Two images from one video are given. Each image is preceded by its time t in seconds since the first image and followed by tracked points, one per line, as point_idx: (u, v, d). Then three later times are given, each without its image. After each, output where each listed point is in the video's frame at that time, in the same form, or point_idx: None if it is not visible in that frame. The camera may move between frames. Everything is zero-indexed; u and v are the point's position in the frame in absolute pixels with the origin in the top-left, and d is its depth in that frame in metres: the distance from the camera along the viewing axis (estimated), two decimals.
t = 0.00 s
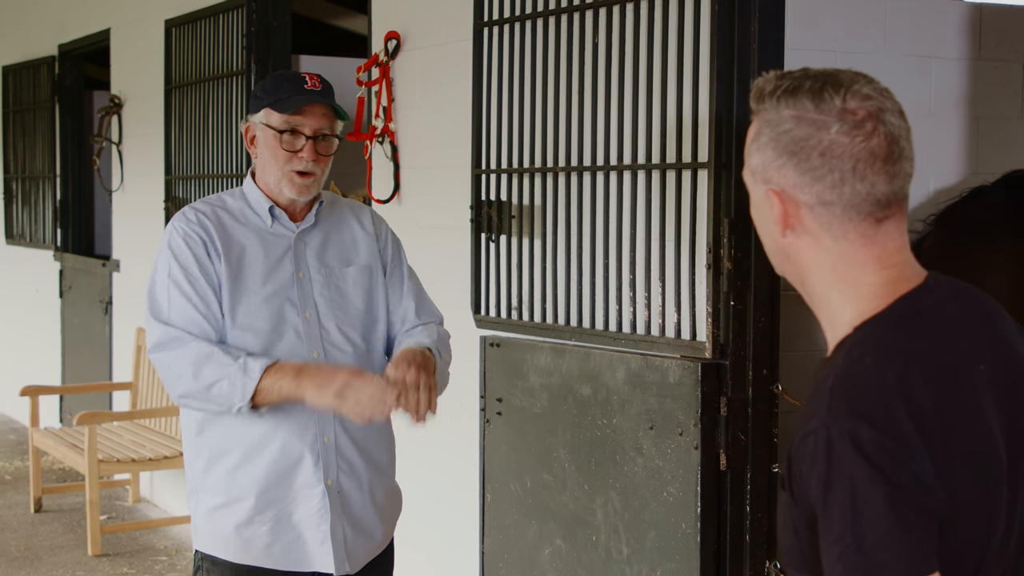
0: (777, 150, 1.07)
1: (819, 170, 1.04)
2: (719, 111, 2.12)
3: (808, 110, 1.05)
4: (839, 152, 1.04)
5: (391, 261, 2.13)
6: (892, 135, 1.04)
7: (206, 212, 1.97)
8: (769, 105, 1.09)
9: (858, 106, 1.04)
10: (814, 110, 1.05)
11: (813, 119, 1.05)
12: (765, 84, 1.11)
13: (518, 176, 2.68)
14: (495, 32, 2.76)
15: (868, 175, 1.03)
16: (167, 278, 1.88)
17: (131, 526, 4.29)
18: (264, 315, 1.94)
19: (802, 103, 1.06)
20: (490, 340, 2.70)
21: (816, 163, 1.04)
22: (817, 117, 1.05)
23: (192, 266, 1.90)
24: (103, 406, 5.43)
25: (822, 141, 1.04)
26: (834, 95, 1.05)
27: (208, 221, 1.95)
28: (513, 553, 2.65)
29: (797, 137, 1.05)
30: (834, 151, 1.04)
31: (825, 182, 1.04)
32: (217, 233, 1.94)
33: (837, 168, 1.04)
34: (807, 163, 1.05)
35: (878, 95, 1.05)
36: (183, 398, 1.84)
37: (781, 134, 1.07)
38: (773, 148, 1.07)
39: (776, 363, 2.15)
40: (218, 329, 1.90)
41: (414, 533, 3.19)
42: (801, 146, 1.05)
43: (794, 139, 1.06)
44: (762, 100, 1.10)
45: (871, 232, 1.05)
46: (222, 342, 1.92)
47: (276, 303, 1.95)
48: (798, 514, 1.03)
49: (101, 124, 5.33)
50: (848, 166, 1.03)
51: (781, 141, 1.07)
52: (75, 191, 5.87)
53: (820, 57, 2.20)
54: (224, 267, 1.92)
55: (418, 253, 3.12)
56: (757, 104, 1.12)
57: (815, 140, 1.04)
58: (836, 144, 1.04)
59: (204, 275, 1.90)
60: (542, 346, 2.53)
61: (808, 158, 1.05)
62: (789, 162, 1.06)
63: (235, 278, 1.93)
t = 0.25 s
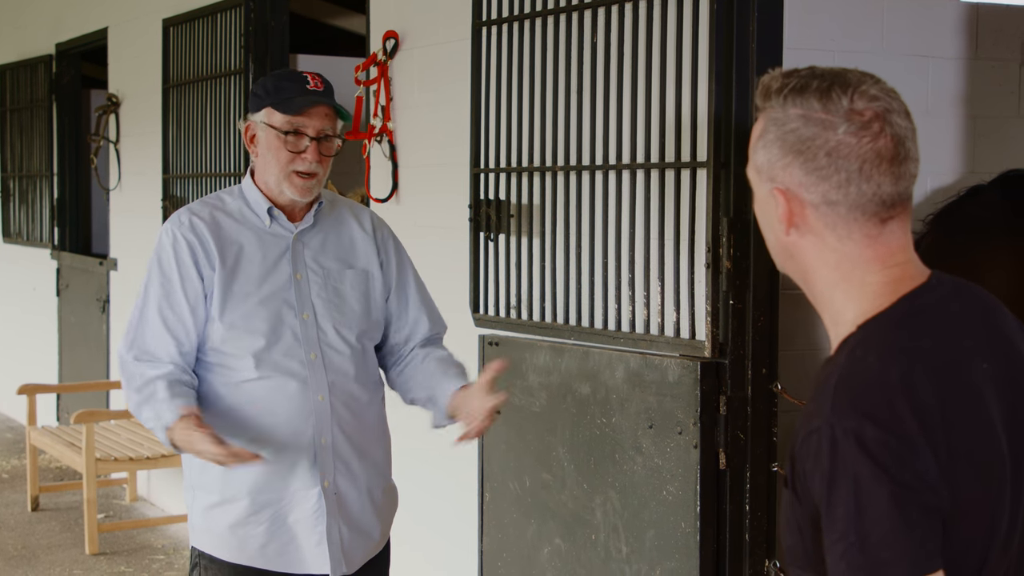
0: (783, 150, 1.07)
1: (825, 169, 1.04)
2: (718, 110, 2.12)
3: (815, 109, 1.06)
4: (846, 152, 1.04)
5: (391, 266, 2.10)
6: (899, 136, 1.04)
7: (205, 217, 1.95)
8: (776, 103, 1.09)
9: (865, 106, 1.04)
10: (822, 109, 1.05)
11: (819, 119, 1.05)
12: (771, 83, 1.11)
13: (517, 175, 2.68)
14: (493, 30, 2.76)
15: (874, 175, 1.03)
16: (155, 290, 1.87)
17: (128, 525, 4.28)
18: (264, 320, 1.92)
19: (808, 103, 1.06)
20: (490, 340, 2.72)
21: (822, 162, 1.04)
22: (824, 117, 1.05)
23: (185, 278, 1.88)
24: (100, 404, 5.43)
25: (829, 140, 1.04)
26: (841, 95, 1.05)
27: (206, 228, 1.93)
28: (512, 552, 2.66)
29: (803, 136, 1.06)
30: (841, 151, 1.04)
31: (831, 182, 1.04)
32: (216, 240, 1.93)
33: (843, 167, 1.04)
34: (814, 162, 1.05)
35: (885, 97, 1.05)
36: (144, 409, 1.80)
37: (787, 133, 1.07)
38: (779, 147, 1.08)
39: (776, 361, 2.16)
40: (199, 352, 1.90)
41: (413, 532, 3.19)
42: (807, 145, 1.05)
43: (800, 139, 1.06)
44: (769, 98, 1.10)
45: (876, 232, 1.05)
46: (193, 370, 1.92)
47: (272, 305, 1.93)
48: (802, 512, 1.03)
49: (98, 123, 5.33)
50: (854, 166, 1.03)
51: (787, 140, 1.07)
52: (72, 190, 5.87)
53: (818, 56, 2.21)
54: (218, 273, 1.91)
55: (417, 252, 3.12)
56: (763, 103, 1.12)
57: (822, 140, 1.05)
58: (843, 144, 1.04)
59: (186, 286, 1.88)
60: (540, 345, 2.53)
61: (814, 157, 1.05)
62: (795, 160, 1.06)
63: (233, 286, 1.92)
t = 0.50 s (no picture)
0: (787, 149, 1.07)
1: (830, 168, 1.04)
2: (719, 109, 2.12)
3: (819, 108, 1.06)
4: (850, 151, 1.04)
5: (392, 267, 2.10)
6: (902, 135, 1.04)
7: (204, 215, 1.96)
8: (779, 102, 1.09)
9: (868, 105, 1.04)
10: (826, 108, 1.05)
11: (823, 118, 1.05)
12: (774, 82, 1.11)
13: (517, 174, 2.68)
14: (494, 30, 2.76)
15: (879, 175, 1.03)
16: (143, 285, 1.88)
17: (128, 524, 4.29)
18: (261, 319, 1.92)
19: (812, 102, 1.06)
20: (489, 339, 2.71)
21: (826, 162, 1.04)
22: (828, 116, 1.05)
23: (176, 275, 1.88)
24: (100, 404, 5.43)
25: (832, 139, 1.04)
26: (845, 94, 1.05)
27: (205, 227, 1.94)
28: (511, 551, 2.66)
29: (808, 136, 1.06)
30: (845, 150, 1.04)
31: (835, 181, 1.04)
32: (213, 239, 1.93)
33: (848, 166, 1.04)
34: (818, 161, 1.05)
35: (888, 95, 1.05)
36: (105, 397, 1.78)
37: (791, 133, 1.07)
38: (783, 146, 1.08)
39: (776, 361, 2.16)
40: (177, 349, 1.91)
41: (413, 531, 3.19)
42: (811, 144, 1.05)
43: (804, 138, 1.06)
44: (772, 97, 1.10)
45: (880, 231, 1.05)
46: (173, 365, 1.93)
47: (271, 304, 1.93)
48: (806, 511, 1.04)
49: (98, 122, 5.33)
50: (858, 165, 1.04)
51: (791, 140, 1.07)
52: (71, 189, 5.87)
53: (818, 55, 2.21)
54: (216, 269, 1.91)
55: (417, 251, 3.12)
56: (766, 102, 1.12)
57: (826, 139, 1.05)
58: (847, 143, 1.04)
59: (176, 280, 1.88)
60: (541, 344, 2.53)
61: (818, 156, 1.05)
62: (799, 159, 1.06)
63: (228, 286, 1.92)
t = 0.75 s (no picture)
0: (791, 145, 1.07)
1: (833, 164, 1.04)
2: (722, 105, 2.11)
3: (823, 104, 1.05)
4: (854, 147, 1.04)
5: (393, 258, 2.12)
6: (906, 131, 1.04)
7: (206, 210, 1.94)
8: (783, 98, 1.09)
9: (872, 101, 1.04)
10: (830, 104, 1.05)
11: (827, 114, 1.05)
12: (778, 77, 1.10)
13: (519, 171, 2.68)
14: (496, 27, 2.75)
15: (882, 171, 1.03)
16: (150, 282, 1.86)
17: (130, 521, 4.29)
18: (266, 313, 1.91)
19: (816, 97, 1.06)
20: (491, 336, 2.71)
21: (830, 157, 1.04)
22: (831, 112, 1.05)
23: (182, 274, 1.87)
24: (101, 402, 5.43)
25: (836, 136, 1.04)
26: (849, 90, 1.05)
27: (208, 222, 1.92)
28: (514, 548, 2.66)
29: (811, 131, 1.05)
30: (849, 146, 1.04)
31: (838, 177, 1.04)
32: (217, 233, 1.92)
33: (851, 162, 1.04)
34: (821, 157, 1.05)
35: (892, 91, 1.05)
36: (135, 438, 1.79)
37: (795, 128, 1.07)
38: (787, 142, 1.07)
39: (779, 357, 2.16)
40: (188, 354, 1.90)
41: (415, 528, 3.19)
42: (814, 140, 1.05)
43: (808, 134, 1.06)
44: (776, 92, 1.10)
45: (884, 227, 1.05)
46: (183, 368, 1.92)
47: (274, 298, 1.93)
48: (811, 505, 1.04)
49: (99, 120, 5.33)
50: (862, 162, 1.03)
51: (794, 135, 1.07)
52: (72, 188, 5.86)
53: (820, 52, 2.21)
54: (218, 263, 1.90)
55: (419, 248, 3.12)
56: (770, 97, 1.11)
57: (829, 135, 1.04)
58: (850, 139, 1.04)
59: (182, 275, 1.87)
60: (544, 341, 2.53)
61: (822, 152, 1.05)
62: (803, 156, 1.06)
63: (233, 280, 1.91)
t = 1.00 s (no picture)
0: (795, 134, 1.07)
1: (837, 153, 1.04)
2: (724, 98, 2.11)
3: (826, 93, 1.05)
4: (858, 136, 1.03)
5: (393, 245, 2.10)
6: (910, 120, 1.04)
7: (203, 203, 1.93)
8: (786, 87, 1.09)
9: (876, 90, 1.04)
10: (833, 93, 1.05)
11: (831, 103, 1.05)
12: (782, 67, 1.10)
13: (521, 165, 2.68)
14: (497, 20, 2.75)
15: (886, 159, 1.03)
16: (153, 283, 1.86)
17: (134, 517, 4.30)
18: (266, 306, 1.91)
19: (820, 86, 1.06)
20: (494, 329, 2.71)
21: (835, 146, 1.04)
22: (835, 101, 1.04)
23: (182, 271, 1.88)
24: (104, 397, 5.44)
25: (840, 125, 1.04)
26: (853, 79, 1.05)
27: (205, 215, 1.92)
28: (519, 541, 2.66)
29: (816, 121, 1.05)
30: (853, 134, 1.03)
31: (842, 166, 1.04)
32: (213, 227, 1.91)
33: (855, 151, 1.03)
34: (825, 146, 1.05)
35: (896, 80, 1.05)
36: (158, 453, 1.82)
37: (799, 118, 1.06)
38: (790, 131, 1.07)
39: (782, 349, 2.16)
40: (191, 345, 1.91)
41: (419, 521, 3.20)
42: (819, 129, 1.05)
43: (812, 123, 1.05)
44: (779, 82, 1.10)
45: (887, 216, 1.05)
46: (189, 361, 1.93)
47: (275, 291, 1.92)
48: (816, 495, 1.04)
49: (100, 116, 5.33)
50: (866, 150, 1.03)
51: (798, 124, 1.06)
52: (73, 183, 5.87)
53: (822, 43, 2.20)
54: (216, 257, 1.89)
55: (422, 242, 3.12)
56: (773, 87, 1.11)
57: (833, 124, 1.04)
58: (854, 128, 1.04)
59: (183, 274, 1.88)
60: (547, 334, 2.53)
61: (826, 140, 1.05)
62: (806, 145, 1.06)
63: (232, 274, 1.90)
